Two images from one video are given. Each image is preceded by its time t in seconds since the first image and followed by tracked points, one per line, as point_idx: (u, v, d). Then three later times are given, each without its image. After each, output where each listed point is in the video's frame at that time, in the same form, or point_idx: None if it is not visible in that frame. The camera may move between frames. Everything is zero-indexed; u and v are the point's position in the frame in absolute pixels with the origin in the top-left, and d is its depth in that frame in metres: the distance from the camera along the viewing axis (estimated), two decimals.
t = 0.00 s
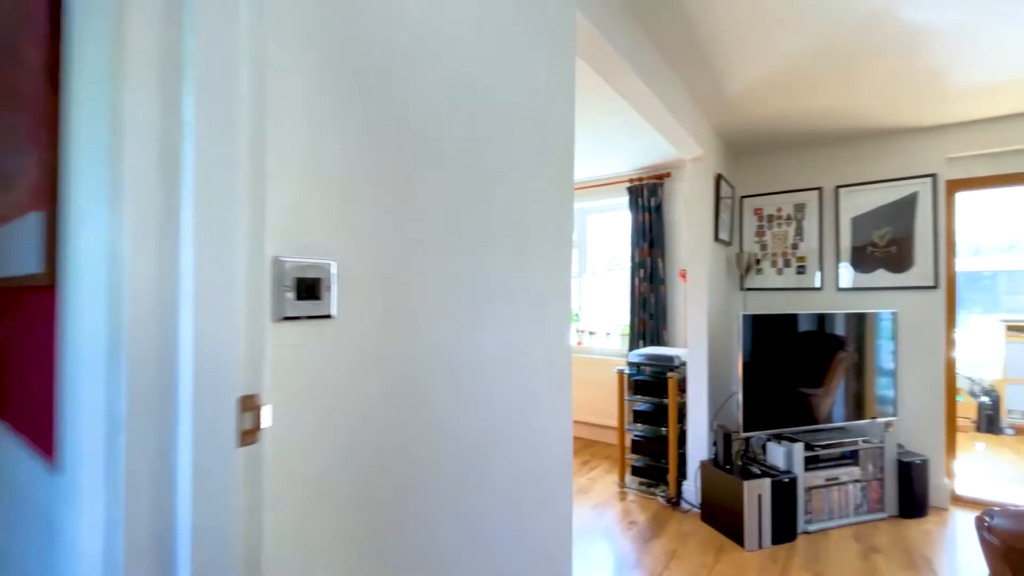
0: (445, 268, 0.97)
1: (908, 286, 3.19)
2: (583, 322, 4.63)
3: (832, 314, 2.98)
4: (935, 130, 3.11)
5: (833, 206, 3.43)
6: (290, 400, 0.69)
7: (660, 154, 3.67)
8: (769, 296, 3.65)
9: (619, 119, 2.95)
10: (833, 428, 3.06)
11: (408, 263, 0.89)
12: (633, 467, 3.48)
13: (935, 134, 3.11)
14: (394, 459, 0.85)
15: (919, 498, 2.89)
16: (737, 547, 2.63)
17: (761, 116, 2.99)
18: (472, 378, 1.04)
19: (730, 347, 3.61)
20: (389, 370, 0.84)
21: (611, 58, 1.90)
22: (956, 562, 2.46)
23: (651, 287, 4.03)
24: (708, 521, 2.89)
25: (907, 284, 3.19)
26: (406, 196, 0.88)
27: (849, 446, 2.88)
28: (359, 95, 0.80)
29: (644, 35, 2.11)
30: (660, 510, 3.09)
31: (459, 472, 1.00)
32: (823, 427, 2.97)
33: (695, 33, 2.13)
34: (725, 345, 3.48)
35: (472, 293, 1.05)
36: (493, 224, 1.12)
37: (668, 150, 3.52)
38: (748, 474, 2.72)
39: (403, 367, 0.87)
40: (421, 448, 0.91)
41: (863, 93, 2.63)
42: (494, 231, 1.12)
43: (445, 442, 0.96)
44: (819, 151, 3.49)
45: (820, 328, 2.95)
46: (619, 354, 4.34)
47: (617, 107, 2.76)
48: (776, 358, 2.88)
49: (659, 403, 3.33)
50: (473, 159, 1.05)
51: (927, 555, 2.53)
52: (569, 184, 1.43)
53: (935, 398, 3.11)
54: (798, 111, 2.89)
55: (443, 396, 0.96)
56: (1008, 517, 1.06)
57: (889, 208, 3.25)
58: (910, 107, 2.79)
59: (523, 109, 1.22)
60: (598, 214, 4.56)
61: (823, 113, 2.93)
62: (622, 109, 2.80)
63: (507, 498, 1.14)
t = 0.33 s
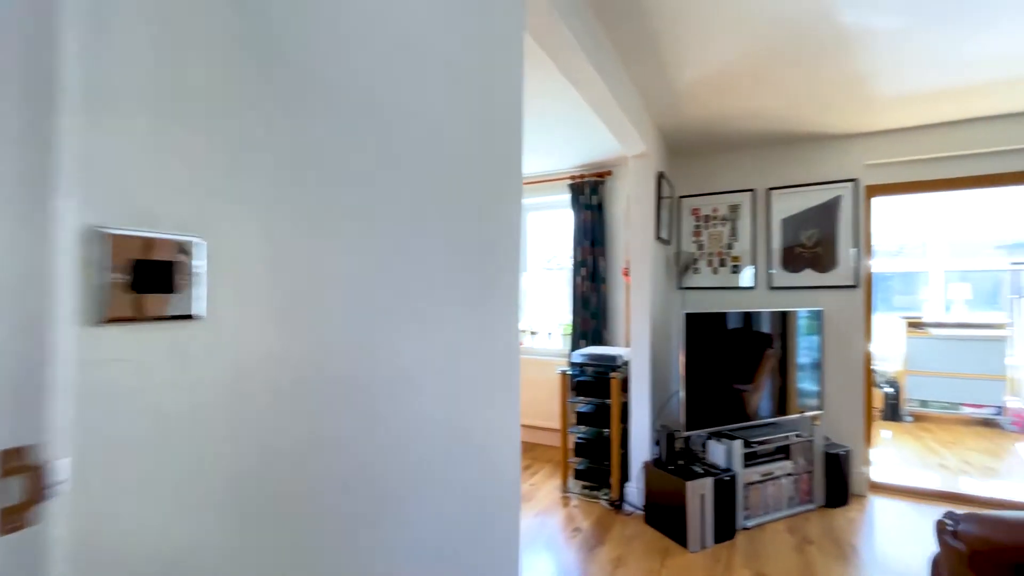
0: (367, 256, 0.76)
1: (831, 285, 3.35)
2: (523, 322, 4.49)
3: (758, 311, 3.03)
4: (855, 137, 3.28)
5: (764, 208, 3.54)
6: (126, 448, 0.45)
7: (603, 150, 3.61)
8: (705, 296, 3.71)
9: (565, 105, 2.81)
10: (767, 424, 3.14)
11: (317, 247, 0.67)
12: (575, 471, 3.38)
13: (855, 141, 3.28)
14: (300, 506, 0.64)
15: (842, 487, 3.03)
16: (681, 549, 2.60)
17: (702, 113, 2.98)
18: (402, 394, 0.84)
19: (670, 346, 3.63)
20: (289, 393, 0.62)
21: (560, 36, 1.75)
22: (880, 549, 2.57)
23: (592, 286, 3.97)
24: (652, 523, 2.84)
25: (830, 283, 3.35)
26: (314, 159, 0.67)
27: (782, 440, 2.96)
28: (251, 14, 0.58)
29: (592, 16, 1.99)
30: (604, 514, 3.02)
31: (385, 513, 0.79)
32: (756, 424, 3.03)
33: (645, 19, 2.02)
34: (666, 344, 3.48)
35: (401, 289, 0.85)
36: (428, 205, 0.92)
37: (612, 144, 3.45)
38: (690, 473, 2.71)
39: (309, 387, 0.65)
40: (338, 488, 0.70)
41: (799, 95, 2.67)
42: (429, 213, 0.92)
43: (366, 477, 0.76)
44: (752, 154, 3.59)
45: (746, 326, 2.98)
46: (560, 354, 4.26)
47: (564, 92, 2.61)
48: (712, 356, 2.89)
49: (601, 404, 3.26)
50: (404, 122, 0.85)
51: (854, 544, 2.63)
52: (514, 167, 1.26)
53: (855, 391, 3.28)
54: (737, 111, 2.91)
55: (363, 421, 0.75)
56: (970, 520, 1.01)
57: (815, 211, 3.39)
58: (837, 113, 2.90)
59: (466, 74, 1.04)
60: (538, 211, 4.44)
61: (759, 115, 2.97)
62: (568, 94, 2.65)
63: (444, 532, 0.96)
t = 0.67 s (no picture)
0: (228, 238, 0.53)
1: (728, 285, 3.56)
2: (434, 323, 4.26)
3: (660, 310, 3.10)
4: (750, 147, 3.50)
5: (669, 211, 3.67)
6: None
7: (518, 145, 3.51)
8: (615, 295, 3.76)
9: (479, 92, 2.64)
10: (673, 419, 3.24)
11: (138, 221, 0.43)
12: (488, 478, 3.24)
13: (749, 151, 3.51)
14: None
15: (738, 476, 3.22)
16: (596, 552, 2.56)
17: (615, 113, 2.96)
18: (279, 428, 0.62)
19: (583, 345, 3.63)
20: (69, 448, 0.38)
21: (476, 8, 1.59)
22: (771, 533, 2.76)
23: (506, 285, 3.85)
24: (567, 527, 2.79)
25: (727, 284, 3.56)
26: (136, 82, 0.43)
27: (687, 435, 3.07)
28: None
29: None
30: (518, 522, 2.90)
31: None
32: (662, 420, 3.12)
33: (564, 7, 1.92)
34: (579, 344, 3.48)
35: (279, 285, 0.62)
36: (319, 175, 0.70)
37: (526, 138, 3.36)
38: (604, 474, 2.69)
39: (118, 436, 0.42)
40: None
41: (703, 103, 2.77)
42: (320, 185, 0.70)
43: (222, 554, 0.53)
44: (658, 159, 3.71)
45: (649, 324, 3.04)
46: (473, 356, 4.09)
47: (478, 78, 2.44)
48: (620, 354, 2.93)
49: (515, 408, 3.15)
50: (284, 59, 0.62)
51: (750, 530, 2.78)
52: (428, 143, 1.07)
53: (747, 385, 3.52)
54: (647, 114, 2.95)
55: (218, 473, 0.52)
56: (886, 520, 1.00)
57: (714, 215, 3.58)
58: (735, 123, 3.06)
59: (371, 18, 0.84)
60: (450, 206, 4.24)
61: (667, 119, 3.04)
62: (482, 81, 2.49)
63: None
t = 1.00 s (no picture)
0: None
1: (642, 284, 3.65)
2: (342, 324, 3.92)
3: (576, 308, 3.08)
4: (661, 151, 3.63)
5: (587, 210, 3.70)
6: None
7: (435, 134, 3.33)
8: (534, 294, 3.71)
9: (391, 72, 2.42)
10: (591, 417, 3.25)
11: None
12: (401, 490, 3.01)
13: (661, 155, 3.63)
14: None
15: (651, 469, 3.31)
16: (516, 559, 2.46)
17: (537, 107, 2.90)
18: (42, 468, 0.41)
19: (502, 345, 3.54)
20: None
21: None
22: (683, 523, 2.84)
23: (421, 283, 3.64)
24: (485, 536, 2.66)
25: (640, 282, 3.65)
26: None
27: (605, 431, 3.08)
28: None
29: None
30: (433, 535, 2.72)
31: None
32: (579, 418, 3.11)
33: None
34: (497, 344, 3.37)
35: (30, 256, 0.40)
36: (145, 107, 0.51)
37: (444, 127, 3.17)
38: (525, 476, 2.60)
39: None
40: None
41: (623, 100, 2.78)
42: (146, 119, 0.51)
43: None
44: (577, 159, 3.71)
45: (566, 323, 3.01)
46: (385, 359, 3.82)
47: (390, 54, 2.23)
48: (537, 353, 2.87)
49: (430, 413, 2.96)
50: None
51: (664, 522, 2.85)
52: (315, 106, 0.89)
53: (658, 381, 3.64)
54: (568, 108, 2.91)
55: None
56: (813, 513, 0.98)
57: (628, 215, 3.66)
58: (651, 124, 3.13)
59: None
60: (359, 198, 3.94)
61: (588, 116, 3.02)
62: (395, 58, 2.27)
63: None
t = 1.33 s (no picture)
0: None
1: (575, 284, 3.64)
2: (250, 326, 3.53)
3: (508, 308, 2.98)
4: (593, 151, 3.64)
5: (520, 208, 3.62)
6: None
7: (360, 122, 3.08)
8: (465, 293, 3.56)
9: (307, 48, 2.17)
10: (525, 419, 3.18)
11: None
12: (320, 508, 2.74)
13: (592, 155, 3.65)
14: None
15: (584, 469, 3.29)
16: None
17: (470, 97, 2.76)
18: None
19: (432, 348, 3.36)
20: None
21: None
22: (616, 522, 2.85)
23: (342, 282, 3.36)
24: (414, 553, 2.48)
25: (573, 282, 3.64)
26: None
27: (539, 434, 3.02)
28: None
29: None
30: (357, 556, 2.50)
31: None
32: (513, 421, 3.02)
33: None
34: (426, 347, 3.19)
35: None
36: None
37: (368, 113, 2.93)
38: (457, 487, 2.46)
39: None
40: None
41: (559, 95, 2.72)
42: None
43: None
44: (510, 155, 3.63)
45: (498, 324, 2.90)
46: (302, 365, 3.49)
47: (305, 26, 1.99)
48: (469, 355, 2.74)
49: (353, 423, 2.72)
50: None
51: (598, 523, 2.83)
52: (200, 57, 0.70)
53: (590, 380, 3.64)
54: (502, 102, 2.80)
55: None
56: (765, 521, 0.93)
57: (561, 215, 3.63)
58: (585, 123, 3.11)
59: None
60: (272, 188, 3.57)
61: (522, 111, 2.93)
62: (311, 32, 2.03)
63: None
